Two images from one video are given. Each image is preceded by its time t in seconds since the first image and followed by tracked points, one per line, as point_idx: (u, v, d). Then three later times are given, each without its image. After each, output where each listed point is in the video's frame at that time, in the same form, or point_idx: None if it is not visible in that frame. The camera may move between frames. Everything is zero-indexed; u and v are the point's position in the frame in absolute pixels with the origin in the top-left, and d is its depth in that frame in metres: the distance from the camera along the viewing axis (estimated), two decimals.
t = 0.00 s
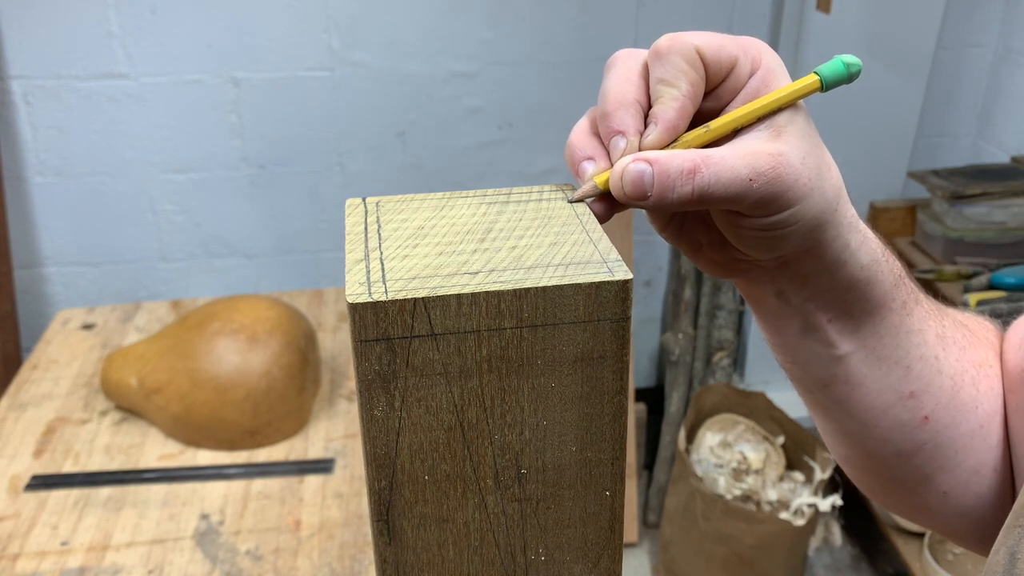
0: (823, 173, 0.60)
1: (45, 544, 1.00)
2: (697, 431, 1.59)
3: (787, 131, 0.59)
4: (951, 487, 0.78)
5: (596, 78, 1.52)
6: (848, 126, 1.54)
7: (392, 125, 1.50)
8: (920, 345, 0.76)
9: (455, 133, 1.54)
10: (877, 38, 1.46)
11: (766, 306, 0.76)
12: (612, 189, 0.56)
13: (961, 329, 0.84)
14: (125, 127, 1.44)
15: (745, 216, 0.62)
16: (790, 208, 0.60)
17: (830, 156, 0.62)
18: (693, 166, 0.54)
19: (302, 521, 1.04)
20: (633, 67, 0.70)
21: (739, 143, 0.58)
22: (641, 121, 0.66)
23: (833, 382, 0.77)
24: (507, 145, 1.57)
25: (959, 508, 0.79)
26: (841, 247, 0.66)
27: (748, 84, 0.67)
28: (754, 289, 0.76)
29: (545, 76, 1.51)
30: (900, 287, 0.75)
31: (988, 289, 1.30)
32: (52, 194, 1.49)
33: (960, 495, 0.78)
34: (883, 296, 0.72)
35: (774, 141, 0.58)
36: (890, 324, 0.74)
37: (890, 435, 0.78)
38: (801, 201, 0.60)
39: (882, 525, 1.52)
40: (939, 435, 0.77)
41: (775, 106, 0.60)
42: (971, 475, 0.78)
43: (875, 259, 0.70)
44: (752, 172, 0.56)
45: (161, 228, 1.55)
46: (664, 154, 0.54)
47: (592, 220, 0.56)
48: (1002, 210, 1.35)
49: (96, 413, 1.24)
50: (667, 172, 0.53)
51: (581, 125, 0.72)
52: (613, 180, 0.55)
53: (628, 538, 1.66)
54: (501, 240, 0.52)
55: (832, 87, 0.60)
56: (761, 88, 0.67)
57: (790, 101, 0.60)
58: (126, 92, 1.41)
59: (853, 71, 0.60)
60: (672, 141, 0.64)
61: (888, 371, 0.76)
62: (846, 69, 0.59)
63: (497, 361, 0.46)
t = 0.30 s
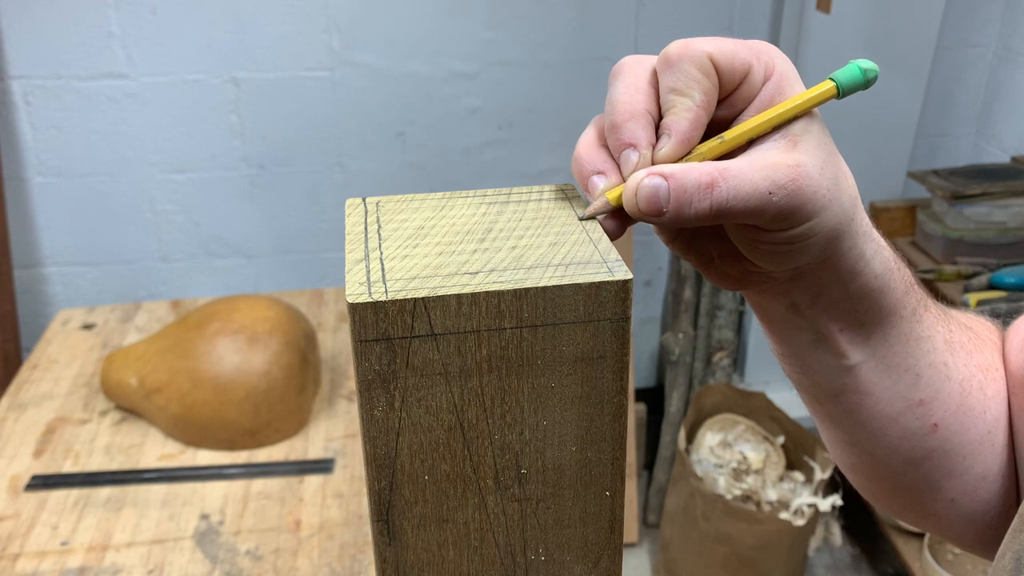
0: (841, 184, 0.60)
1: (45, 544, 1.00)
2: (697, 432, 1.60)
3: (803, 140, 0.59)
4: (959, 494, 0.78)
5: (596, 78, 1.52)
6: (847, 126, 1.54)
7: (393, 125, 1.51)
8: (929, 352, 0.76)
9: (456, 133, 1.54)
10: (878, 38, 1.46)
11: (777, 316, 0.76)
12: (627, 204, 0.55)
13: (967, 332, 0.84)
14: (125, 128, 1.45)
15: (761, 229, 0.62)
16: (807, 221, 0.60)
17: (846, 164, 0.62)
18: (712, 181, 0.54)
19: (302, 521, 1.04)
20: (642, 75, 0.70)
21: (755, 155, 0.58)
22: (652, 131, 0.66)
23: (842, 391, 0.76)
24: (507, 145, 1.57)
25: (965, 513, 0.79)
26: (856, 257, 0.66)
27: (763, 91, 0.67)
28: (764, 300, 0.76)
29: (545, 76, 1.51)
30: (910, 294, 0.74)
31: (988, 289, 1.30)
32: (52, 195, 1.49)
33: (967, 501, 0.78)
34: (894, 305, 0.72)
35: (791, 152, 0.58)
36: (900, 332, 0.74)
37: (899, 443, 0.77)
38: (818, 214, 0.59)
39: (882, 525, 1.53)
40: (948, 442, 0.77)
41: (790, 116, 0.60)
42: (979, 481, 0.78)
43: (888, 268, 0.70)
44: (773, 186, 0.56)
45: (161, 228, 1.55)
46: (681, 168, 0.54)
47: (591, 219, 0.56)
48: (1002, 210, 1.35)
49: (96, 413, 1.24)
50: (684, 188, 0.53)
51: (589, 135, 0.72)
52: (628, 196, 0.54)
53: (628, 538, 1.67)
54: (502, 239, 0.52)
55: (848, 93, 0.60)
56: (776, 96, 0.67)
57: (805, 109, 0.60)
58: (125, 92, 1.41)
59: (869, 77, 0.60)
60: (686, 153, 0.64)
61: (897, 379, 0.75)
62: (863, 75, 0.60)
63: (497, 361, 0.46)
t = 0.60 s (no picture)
0: (867, 202, 0.57)
1: (45, 544, 1.00)
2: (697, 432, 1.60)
3: (829, 157, 0.56)
4: (971, 506, 0.78)
5: (596, 78, 1.52)
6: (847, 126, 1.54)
7: (393, 125, 1.51)
8: (944, 366, 0.75)
9: (456, 133, 1.54)
10: (878, 38, 1.46)
11: (791, 335, 0.74)
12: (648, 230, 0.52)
13: (976, 341, 0.84)
14: (125, 128, 1.45)
15: (786, 252, 0.59)
16: (835, 242, 0.57)
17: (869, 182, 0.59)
18: (737, 203, 0.51)
19: (302, 521, 1.04)
20: (655, 88, 0.64)
21: (779, 173, 0.55)
22: (670, 149, 0.60)
23: (857, 408, 0.75)
24: (507, 145, 1.57)
25: (977, 525, 0.79)
26: (879, 276, 0.64)
27: (784, 105, 0.63)
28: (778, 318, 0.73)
29: (545, 76, 1.51)
30: (926, 307, 0.73)
31: (988, 289, 1.30)
32: (52, 195, 1.49)
33: (980, 513, 0.78)
34: (911, 321, 0.71)
35: (817, 170, 0.55)
36: (916, 347, 0.73)
37: (913, 457, 0.77)
38: (845, 234, 0.57)
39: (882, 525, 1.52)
40: (961, 455, 0.76)
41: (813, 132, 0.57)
42: (991, 492, 0.77)
43: (907, 284, 0.68)
44: (801, 208, 0.52)
45: (161, 228, 1.55)
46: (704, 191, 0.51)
47: (592, 220, 0.56)
48: (1002, 210, 1.35)
49: (95, 413, 1.24)
50: (709, 212, 0.50)
51: (599, 153, 0.66)
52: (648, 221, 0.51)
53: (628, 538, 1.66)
54: (502, 239, 0.52)
55: (872, 105, 0.57)
56: (798, 109, 0.62)
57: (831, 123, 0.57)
58: (126, 92, 1.42)
59: (895, 88, 0.57)
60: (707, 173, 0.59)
61: (911, 394, 0.75)
62: (888, 85, 0.57)
63: (497, 361, 0.46)
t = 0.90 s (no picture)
0: (896, 224, 0.56)
1: (45, 544, 1.00)
2: (697, 432, 1.60)
3: (856, 176, 0.55)
4: (985, 521, 0.77)
5: (596, 78, 1.52)
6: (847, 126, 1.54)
7: (393, 125, 1.50)
8: (960, 382, 0.74)
9: (456, 133, 1.54)
10: (878, 38, 1.46)
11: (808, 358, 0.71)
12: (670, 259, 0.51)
13: (986, 352, 0.83)
14: (125, 127, 1.45)
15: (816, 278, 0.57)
16: (865, 266, 0.56)
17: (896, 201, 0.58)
18: (769, 230, 0.50)
19: (302, 521, 1.04)
20: (674, 103, 0.61)
21: (807, 196, 0.54)
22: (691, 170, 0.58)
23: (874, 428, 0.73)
24: (507, 145, 1.57)
25: (991, 540, 0.78)
26: (902, 296, 0.63)
27: (809, 121, 0.61)
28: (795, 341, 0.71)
29: (545, 76, 1.51)
30: (943, 323, 0.72)
31: (988, 289, 1.29)
32: (52, 195, 1.49)
33: (995, 528, 0.77)
34: (930, 339, 0.70)
35: (847, 192, 0.54)
36: (934, 365, 0.72)
37: (930, 475, 0.75)
38: (876, 257, 0.56)
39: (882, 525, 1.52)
40: (977, 471, 0.75)
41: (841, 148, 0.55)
42: (1006, 506, 0.76)
43: (927, 303, 0.67)
44: (834, 233, 0.52)
45: (161, 228, 1.55)
46: (734, 218, 0.49)
47: (592, 220, 0.56)
48: (1002, 210, 1.36)
49: (96, 413, 1.24)
50: (739, 239, 0.49)
51: (613, 175, 0.63)
52: (673, 251, 0.50)
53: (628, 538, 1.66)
54: (502, 239, 0.52)
55: (902, 118, 0.56)
56: (824, 125, 0.61)
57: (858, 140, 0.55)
58: (125, 92, 1.42)
59: (924, 100, 0.56)
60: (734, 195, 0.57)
61: (929, 412, 0.73)
62: (918, 98, 0.55)
63: (497, 361, 0.46)
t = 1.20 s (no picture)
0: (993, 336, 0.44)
1: (45, 544, 1.00)
2: (698, 432, 1.59)
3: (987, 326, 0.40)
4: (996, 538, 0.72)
5: (595, 78, 1.52)
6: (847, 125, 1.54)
7: (393, 125, 1.50)
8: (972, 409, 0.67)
9: (456, 133, 1.54)
10: (879, 38, 1.46)
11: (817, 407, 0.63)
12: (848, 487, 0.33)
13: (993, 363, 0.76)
14: (125, 127, 1.45)
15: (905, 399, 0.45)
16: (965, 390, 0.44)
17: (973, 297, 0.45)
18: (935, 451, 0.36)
19: (302, 521, 1.04)
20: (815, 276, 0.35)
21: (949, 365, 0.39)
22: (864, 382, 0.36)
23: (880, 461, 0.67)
24: (508, 145, 1.57)
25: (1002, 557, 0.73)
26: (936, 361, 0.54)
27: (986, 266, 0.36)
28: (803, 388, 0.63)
29: (545, 76, 1.51)
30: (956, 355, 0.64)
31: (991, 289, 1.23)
32: (52, 195, 1.49)
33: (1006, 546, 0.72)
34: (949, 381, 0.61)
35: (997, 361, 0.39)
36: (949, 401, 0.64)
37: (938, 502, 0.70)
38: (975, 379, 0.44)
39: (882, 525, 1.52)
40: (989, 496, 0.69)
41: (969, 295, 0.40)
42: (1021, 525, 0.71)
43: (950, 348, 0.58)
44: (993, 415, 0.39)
45: (161, 228, 1.55)
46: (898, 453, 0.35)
47: (592, 220, 0.56)
48: (1003, 210, 1.33)
49: (96, 413, 1.24)
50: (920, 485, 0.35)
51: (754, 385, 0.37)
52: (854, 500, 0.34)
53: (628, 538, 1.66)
54: (502, 239, 0.51)
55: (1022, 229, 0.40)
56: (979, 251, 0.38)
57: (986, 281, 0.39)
58: (125, 92, 1.42)
59: None
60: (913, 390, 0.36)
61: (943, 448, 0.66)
62: None
63: (497, 361, 0.46)
